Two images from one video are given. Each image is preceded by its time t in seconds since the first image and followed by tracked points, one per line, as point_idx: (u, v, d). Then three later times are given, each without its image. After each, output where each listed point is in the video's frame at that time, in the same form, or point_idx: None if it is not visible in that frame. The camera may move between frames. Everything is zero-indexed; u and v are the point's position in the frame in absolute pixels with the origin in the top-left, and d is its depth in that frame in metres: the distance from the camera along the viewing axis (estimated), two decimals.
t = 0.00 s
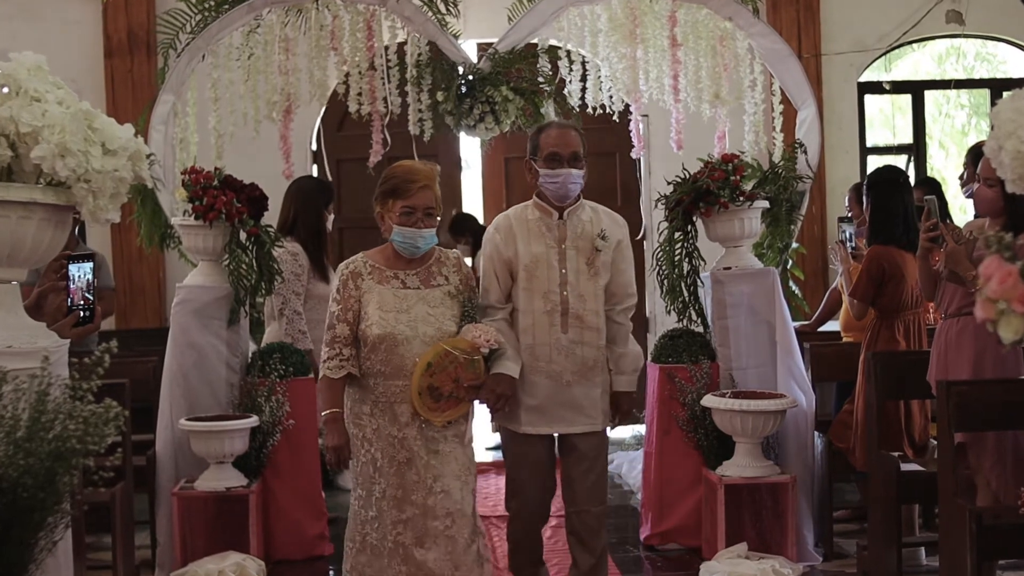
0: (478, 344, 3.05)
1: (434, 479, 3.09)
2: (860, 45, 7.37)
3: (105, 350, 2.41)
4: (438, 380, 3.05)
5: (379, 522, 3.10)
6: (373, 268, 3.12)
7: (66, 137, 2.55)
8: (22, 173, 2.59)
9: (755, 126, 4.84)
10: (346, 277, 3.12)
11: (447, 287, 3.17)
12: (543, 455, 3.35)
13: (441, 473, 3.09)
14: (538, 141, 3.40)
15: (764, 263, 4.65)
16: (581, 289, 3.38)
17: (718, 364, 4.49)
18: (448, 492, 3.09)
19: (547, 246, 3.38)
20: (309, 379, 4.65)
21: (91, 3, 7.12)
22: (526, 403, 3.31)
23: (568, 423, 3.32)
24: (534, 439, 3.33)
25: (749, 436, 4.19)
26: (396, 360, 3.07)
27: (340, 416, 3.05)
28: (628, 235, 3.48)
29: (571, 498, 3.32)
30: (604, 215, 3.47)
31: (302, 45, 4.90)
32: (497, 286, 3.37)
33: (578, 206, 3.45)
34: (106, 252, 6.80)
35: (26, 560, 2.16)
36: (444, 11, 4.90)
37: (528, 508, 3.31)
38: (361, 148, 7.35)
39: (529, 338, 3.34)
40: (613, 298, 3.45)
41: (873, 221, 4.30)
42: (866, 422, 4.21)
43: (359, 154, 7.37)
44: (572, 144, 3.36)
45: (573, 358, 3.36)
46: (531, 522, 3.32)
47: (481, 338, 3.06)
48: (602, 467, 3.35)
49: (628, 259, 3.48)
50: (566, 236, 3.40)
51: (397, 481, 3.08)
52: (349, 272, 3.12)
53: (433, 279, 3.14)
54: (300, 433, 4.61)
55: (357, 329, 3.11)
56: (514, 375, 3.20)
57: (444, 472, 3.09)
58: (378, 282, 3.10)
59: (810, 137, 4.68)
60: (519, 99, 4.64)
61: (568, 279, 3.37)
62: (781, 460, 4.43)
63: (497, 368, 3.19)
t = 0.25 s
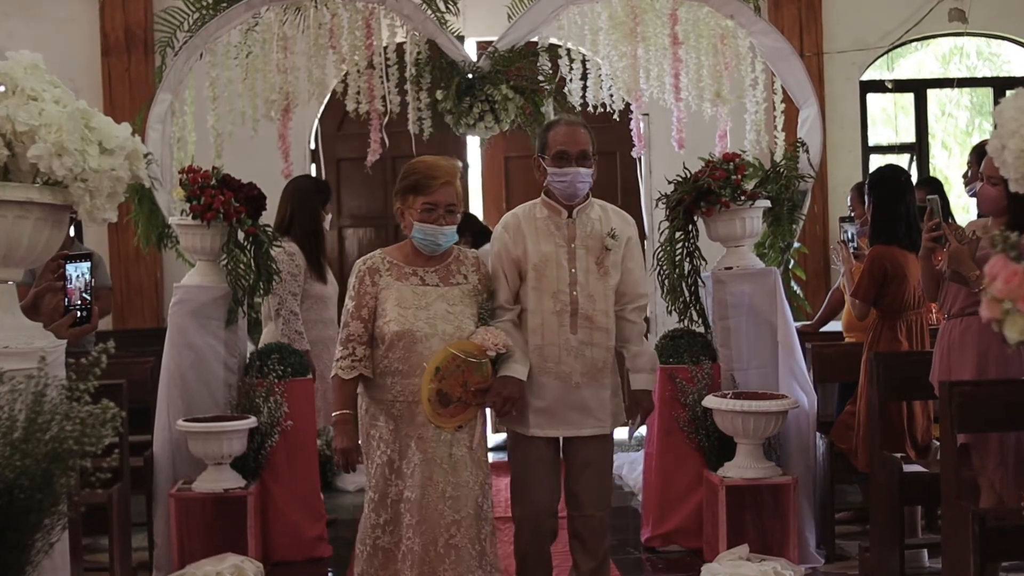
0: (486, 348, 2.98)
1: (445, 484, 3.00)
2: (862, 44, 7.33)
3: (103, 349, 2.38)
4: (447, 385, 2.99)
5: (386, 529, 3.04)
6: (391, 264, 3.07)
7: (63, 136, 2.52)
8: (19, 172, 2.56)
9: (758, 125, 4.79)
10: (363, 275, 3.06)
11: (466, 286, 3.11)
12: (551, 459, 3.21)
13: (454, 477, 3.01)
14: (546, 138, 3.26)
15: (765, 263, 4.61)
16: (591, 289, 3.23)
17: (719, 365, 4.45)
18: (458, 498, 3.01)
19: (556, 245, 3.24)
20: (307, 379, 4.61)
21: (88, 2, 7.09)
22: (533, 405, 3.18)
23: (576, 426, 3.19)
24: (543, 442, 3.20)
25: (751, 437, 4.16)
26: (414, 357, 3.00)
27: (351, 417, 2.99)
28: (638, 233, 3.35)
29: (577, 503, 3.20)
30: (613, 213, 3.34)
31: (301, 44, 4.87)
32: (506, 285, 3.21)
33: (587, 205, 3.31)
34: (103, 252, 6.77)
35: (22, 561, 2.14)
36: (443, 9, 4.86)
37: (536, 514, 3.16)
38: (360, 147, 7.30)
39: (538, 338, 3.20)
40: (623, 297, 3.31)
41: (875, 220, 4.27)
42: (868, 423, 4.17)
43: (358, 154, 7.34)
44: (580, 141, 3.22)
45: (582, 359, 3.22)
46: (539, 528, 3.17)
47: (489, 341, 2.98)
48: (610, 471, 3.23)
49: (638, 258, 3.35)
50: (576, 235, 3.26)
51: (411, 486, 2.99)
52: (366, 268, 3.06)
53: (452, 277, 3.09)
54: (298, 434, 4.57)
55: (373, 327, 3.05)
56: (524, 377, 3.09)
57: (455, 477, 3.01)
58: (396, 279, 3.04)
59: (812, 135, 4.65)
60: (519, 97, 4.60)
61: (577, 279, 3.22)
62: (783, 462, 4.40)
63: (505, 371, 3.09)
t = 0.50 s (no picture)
0: (499, 356, 2.85)
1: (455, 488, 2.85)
2: (865, 42, 7.31)
3: (100, 350, 2.35)
4: (461, 395, 2.85)
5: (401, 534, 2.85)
6: (406, 264, 2.92)
7: (60, 136, 2.49)
8: (16, 172, 2.53)
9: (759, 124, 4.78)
10: (377, 274, 2.90)
11: (482, 287, 2.96)
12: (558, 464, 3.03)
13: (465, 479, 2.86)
14: (549, 138, 3.09)
15: (767, 263, 4.58)
16: (597, 290, 3.06)
17: (721, 366, 4.42)
18: (472, 501, 2.86)
19: (561, 246, 3.07)
20: (306, 380, 4.54)
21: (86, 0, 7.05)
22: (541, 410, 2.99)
23: (583, 431, 3.01)
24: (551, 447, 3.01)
25: (753, 438, 4.13)
26: (431, 359, 2.85)
27: (364, 422, 2.86)
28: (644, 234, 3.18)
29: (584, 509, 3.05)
30: (618, 213, 3.17)
31: (300, 43, 4.85)
32: (511, 288, 3.04)
33: (592, 205, 3.14)
34: (101, 253, 6.74)
35: (19, 563, 2.11)
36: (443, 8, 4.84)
37: (544, 520, 2.96)
38: (359, 147, 7.26)
39: (545, 340, 3.02)
40: (629, 298, 3.11)
41: (878, 220, 4.23)
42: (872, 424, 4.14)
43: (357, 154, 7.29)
44: (583, 141, 3.05)
45: (588, 362, 3.04)
46: (550, 537, 2.95)
47: (502, 348, 2.85)
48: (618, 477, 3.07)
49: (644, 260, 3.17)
50: (580, 235, 3.09)
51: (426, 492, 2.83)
52: (381, 266, 2.91)
53: (468, 278, 2.94)
54: (298, 435, 4.51)
55: (386, 329, 2.91)
56: (537, 383, 2.93)
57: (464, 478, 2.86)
58: (411, 279, 2.89)
59: (814, 135, 4.62)
60: (519, 97, 4.56)
61: (583, 280, 3.05)
62: (786, 463, 4.37)
63: (519, 377, 2.94)
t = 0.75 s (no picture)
0: (502, 361, 2.75)
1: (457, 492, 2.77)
2: (868, 40, 7.27)
3: (98, 350, 2.31)
4: (463, 402, 2.76)
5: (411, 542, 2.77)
6: (412, 265, 2.83)
7: (57, 134, 2.46)
8: (13, 171, 2.50)
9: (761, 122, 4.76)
10: (382, 274, 2.82)
11: (487, 286, 2.88)
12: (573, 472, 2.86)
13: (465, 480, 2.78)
14: (547, 140, 2.95)
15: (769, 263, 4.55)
16: (601, 293, 2.93)
17: (722, 367, 4.39)
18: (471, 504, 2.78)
19: (563, 249, 2.94)
20: (305, 381, 4.51)
21: None
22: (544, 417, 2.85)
23: (591, 437, 2.87)
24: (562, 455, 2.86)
25: (755, 439, 4.10)
26: (438, 361, 2.78)
27: (374, 425, 2.80)
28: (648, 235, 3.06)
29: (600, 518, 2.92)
30: (621, 214, 3.05)
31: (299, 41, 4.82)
32: (512, 294, 2.92)
33: (594, 206, 3.01)
34: (98, 253, 6.71)
35: (17, 566, 2.08)
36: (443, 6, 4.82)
37: (558, 528, 2.80)
38: (359, 146, 7.22)
39: (550, 345, 2.89)
40: (633, 300, 2.99)
41: (881, 218, 4.20)
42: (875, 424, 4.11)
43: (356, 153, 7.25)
44: (583, 142, 2.92)
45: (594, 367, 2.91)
46: (565, 546, 2.79)
47: (505, 354, 2.75)
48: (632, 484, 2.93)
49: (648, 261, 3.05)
50: (583, 237, 2.96)
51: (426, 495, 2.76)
52: (387, 266, 2.82)
53: (473, 278, 2.86)
54: (296, 436, 4.47)
55: (392, 330, 2.82)
56: (542, 388, 2.81)
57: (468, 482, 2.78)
58: (418, 279, 2.81)
59: (816, 134, 4.60)
60: (519, 95, 4.53)
61: (587, 283, 2.92)
62: (788, 464, 4.33)
63: (523, 383, 2.82)
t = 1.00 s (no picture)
0: (503, 365, 2.69)
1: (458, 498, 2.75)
2: (870, 38, 7.24)
3: (95, 351, 2.28)
4: (466, 409, 2.71)
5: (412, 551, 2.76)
6: (411, 267, 2.81)
7: (54, 133, 2.43)
8: (11, 170, 2.48)
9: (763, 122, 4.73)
10: (381, 277, 2.79)
11: (488, 288, 2.86)
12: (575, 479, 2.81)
13: (470, 488, 2.76)
14: (547, 137, 2.90)
15: (771, 263, 4.52)
16: (606, 294, 2.87)
17: (723, 367, 4.36)
18: (473, 510, 2.76)
19: (568, 250, 2.88)
20: (304, 381, 4.47)
21: None
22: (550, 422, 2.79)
23: (598, 441, 2.81)
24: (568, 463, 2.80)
25: (756, 440, 4.08)
26: (441, 366, 2.75)
27: (375, 431, 2.73)
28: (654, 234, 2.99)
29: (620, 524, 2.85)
30: (626, 211, 2.98)
31: (298, 39, 4.80)
32: (516, 296, 2.88)
33: (598, 204, 2.94)
34: (96, 252, 6.69)
35: (13, 568, 2.05)
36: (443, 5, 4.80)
37: (563, 535, 2.75)
38: (358, 145, 7.19)
39: (554, 349, 2.83)
40: (639, 299, 2.95)
41: (883, 218, 4.17)
42: (879, 425, 4.07)
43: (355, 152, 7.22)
44: (584, 137, 2.86)
45: (600, 370, 2.86)
46: (571, 554, 2.75)
47: (506, 357, 2.69)
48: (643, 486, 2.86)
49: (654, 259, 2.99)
50: (588, 236, 2.90)
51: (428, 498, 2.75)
52: (385, 270, 2.79)
53: (474, 280, 2.84)
54: (295, 437, 4.43)
55: (392, 335, 2.79)
56: (545, 391, 2.76)
57: (471, 490, 2.76)
58: (418, 283, 2.79)
59: (818, 133, 4.58)
60: (519, 94, 4.50)
61: (592, 284, 2.87)
62: (789, 466, 4.31)
63: (526, 387, 2.76)
